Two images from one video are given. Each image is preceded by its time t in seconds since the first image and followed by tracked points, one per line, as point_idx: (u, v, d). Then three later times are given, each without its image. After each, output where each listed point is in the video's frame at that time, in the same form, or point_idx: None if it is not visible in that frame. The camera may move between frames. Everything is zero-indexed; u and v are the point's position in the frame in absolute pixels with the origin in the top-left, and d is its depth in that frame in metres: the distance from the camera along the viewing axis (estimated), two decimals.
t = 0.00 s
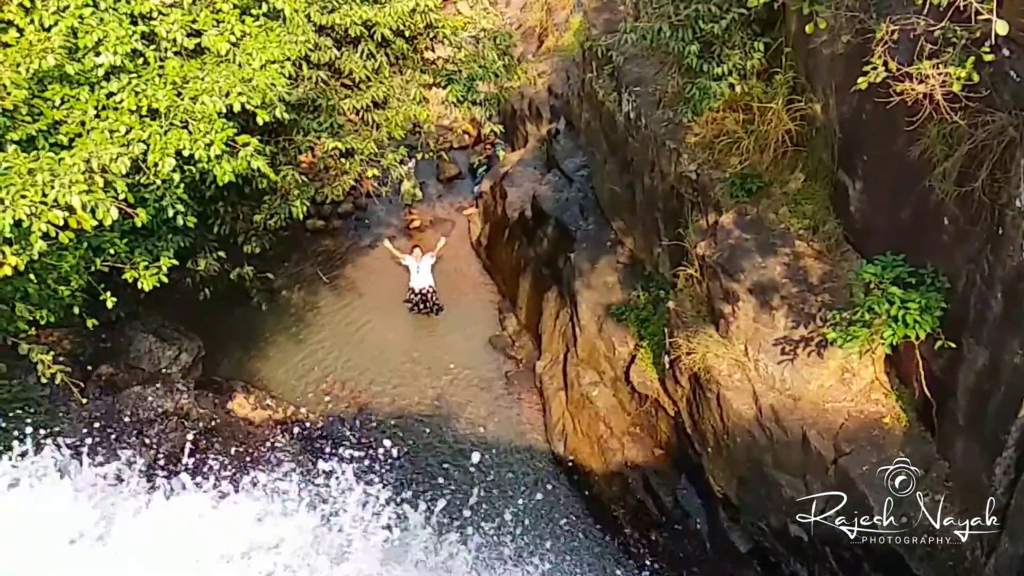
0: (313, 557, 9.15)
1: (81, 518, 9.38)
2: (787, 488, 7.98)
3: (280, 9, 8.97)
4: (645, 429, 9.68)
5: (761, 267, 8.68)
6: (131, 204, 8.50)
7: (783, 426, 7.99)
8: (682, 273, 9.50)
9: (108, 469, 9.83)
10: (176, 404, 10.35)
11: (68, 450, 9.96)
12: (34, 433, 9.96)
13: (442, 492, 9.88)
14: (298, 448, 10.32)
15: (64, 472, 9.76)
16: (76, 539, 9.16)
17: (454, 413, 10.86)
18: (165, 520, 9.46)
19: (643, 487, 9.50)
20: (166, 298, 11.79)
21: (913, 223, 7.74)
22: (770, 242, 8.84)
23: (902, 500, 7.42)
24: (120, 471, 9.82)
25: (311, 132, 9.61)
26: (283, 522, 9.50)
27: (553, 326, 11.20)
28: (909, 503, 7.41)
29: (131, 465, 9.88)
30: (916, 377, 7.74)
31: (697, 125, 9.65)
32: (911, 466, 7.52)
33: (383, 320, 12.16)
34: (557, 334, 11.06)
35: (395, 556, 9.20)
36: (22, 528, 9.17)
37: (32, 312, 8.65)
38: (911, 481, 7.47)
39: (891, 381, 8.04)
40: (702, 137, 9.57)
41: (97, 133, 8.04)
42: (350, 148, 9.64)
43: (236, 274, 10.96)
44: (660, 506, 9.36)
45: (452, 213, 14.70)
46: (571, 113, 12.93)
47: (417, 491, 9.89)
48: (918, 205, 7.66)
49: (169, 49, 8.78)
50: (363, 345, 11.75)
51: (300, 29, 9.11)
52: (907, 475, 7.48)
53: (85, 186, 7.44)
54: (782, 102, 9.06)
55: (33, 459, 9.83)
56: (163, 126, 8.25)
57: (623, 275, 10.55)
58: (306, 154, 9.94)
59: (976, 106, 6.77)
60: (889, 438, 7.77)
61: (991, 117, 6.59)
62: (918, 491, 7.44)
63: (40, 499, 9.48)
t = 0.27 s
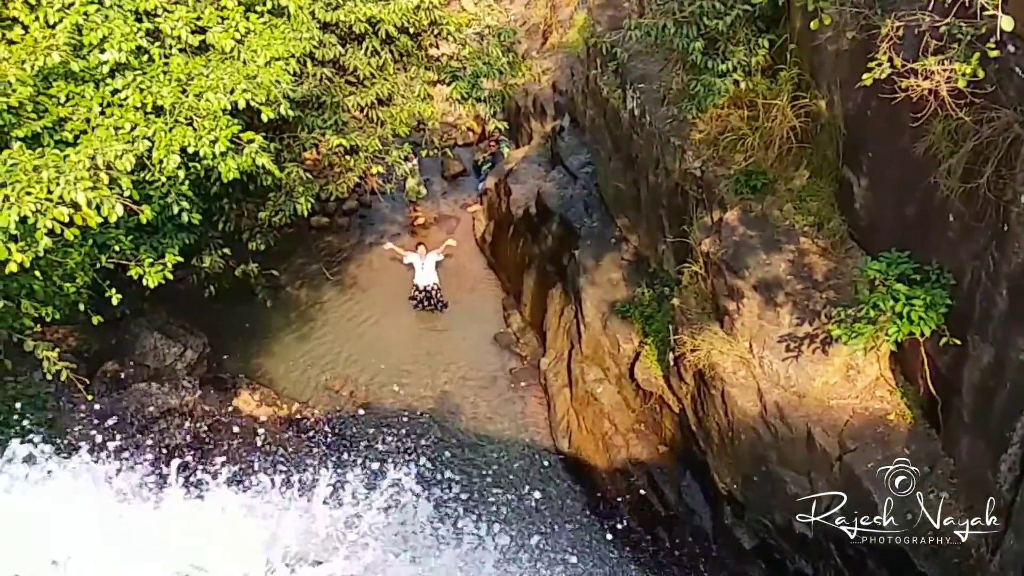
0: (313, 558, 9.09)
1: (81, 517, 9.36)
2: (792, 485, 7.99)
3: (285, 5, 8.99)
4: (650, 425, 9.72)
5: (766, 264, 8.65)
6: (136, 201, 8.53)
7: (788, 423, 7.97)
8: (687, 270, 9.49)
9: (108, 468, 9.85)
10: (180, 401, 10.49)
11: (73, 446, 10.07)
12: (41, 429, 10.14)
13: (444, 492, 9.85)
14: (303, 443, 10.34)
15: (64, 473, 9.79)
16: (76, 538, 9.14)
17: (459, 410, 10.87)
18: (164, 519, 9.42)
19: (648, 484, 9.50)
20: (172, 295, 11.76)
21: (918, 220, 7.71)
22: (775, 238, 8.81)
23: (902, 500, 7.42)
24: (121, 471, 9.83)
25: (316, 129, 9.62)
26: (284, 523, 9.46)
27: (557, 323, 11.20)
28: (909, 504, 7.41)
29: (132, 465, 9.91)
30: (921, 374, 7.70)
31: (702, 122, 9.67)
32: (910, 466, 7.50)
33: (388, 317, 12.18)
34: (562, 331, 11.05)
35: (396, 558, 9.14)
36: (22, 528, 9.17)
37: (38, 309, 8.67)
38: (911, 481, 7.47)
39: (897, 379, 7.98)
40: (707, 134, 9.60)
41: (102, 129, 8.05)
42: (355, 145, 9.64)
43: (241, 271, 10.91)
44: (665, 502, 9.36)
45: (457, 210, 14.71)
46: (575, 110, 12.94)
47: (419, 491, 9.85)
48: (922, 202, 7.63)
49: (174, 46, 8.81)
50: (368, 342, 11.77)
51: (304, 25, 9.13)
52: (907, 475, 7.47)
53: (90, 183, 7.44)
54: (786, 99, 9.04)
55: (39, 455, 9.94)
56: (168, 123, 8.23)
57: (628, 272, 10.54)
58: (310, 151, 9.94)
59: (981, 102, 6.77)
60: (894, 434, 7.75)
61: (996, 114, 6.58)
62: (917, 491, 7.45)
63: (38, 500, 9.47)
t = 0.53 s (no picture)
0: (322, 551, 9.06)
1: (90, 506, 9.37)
2: (803, 475, 7.99)
3: None
4: (661, 415, 9.74)
5: (778, 254, 8.64)
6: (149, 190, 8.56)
7: (800, 413, 7.96)
8: (699, 260, 9.48)
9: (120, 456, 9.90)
10: (193, 389, 10.46)
11: (88, 435, 10.10)
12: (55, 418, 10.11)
13: (453, 485, 9.84)
14: (314, 432, 10.38)
15: (76, 463, 9.83)
16: (86, 526, 9.18)
17: (470, 399, 10.89)
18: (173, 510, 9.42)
19: (659, 474, 9.52)
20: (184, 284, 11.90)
21: (931, 210, 7.67)
22: (787, 228, 8.77)
23: (902, 501, 7.43)
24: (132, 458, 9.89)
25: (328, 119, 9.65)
26: (293, 515, 9.44)
27: (569, 314, 11.22)
28: (911, 503, 7.41)
29: (143, 455, 9.96)
30: (933, 364, 7.67)
31: (715, 111, 9.63)
32: (911, 465, 7.45)
33: (400, 306, 12.22)
34: (573, 322, 11.06)
35: (405, 551, 9.13)
36: (30, 517, 9.20)
37: (52, 297, 8.69)
38: (911, 481, 7.43)
39: (909, 368, 7.94)
40: (719, 124, 9.55)
41: (116, 118, 8.06)
42: (367, 134, 9.67)
43: (255, 260, 10.93)
44: (675, 492, 9.37)
45: (469, 200, 14.74)
46: (587, 100, 12.95)
47: (429, 483, 9.84)
48: (936, 192, 7.59)
49: (187, 35, 8.77)
50: (379, 332, 11.80)
51: (316, 14, 9.12)
52: (907, 475, 7.43)
53: (103, 171, 7.44)
54: (799, 88, 9.02)
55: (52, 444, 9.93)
56: (182, 112, 8.26)
57: (640, 262, 10.55)
58: (322, 140, 9.97)
59: (996, 91, 6.73)
60: (907, 424, 7.68)
61: (1012, 104, 6.53)
62: (918, 491, 7.41)
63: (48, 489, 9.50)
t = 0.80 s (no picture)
0: (326, 544, 9.02)
1: (95, 496, 9.35)
2: (812, 471, 7.92)
3: None
4: (669, 410, 9.72)
5: (789, 250, 8.59)
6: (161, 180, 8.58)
7: (809, 410, 7.96)
8: (709, 256, 9.48)
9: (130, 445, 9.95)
10: (204, 379, 10.58)
11: (99, 424, 10.15)
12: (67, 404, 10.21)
13: (459, 478, 9.84)
14: (323, 423, 10.40)
15: (84, 451, 9.86)
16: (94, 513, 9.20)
17: (480, 392, 10.90)
18: (177, 502, 9.39)
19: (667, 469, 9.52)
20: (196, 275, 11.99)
21: (943, 208, 7.65)
22: (798, 224, 8.73)
23: (901, 500, 7.38)
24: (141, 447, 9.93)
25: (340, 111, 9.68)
26: (297, 509, 9.39)
27: (578, 309, 11.22)
28: (911, 504, 7.35)
29: (151, 446, 9.98)
30: (943, 361, 7.67)
31: (727, 107, 9.64)
32: (911, 466, 7.42)
33: (411, 299, 12.24)
34: (583, 316, 11.06)
35: (410, 543, 9.12)
36: (38, 505, 9.21)
37: (64, 286, 8.70)
38: (911, 481, 7.40)
39: (919, 366, 7.95)
40: (731, 119, 9.57)
41: (129, 108, 8.08)
42: (378, 127, 9.69)
43: (266, 251, 10.97)
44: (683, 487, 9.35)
45: (479, 193, 14.77)
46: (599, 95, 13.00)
47: (434, 479, 9.81)
48: (948, 189, 7.57)
49: (201, 26, 8.79)
50: (389, 324, 11.81)
51: (329, 6, 9.14)
52: (907, 475, 7.39)
53: (116, 161, 7.43)
54: (812, 84, 8.99)
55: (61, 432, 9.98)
56: (194, 102, 8.26)
57: (650, 257, 10.55)
58: (334, 132, 10.01)
59: (1010, 87, 6.70)
60: (917, 422, 7.69)
61: None
62: (918, 491, 7.37)
63: (54, 479, 9.49)
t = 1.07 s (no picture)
0: (329, 542, 8.99)
1: (103, 490, 9.40)
2: (821, 471, 7.93)
3: None
4: (678, 410, 9.82)
5: (799, 249, 8.58)
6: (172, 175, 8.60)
7: (818, 410, 7.90)
8: (719, 255, 9.46)
9: (138, 440, 9.99)
10: (213, 374, 10.64)
11: (108, 419, 10.18)
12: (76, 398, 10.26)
13: (465, 473, 9.87)
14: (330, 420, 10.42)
15: (93, 445, 9.88)
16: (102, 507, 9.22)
17: (488, 390, 10.91)
18: (183, 495, 9.43)
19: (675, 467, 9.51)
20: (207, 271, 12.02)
21: (955, 209, 7.62)
22: (809, 224, 8.71)
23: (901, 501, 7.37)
24: (150, 442, 9.97)
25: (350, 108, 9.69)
26: (301, 507, 9.38)
27: (588, 307, 11.23)
28: (911, 503, 7.33)
29: (159, 441, 10.02)
30: (953, 362, 7.62)
31: (738, 106, 9.63)
32: (910, 466, 7.38)
33: (420, 296, 12.26)
34: (592, 315, 11.06)
35: (416, 536, 9.14)
36: (46, 498, 9.23)
37: (75, 280, 8.70)
38: (911, 481, 7.36)
39: (928, 367, 7.92)
40: (742, 118, 9.56)
41: (140, 103, 8.09)
42: (389, 124, 9.67)
43: (275, 246, 10.94)
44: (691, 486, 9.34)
45: (490, 190, 14.80)
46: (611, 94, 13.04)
47: (440, 477, 9.80)
48: (960, 191, 7.54)
49: (213, 22, 8.82)
50: (398, 321, 11.82)
51: (340, 4, 9.16)
52: (906, 475, 7.36)
53: (127, 156, 7.41)
54: (824, 83, 8.99)
55: (70, 427, 10.02)
56: (205, 98, 8.26)
57: (659, 256, 10.55)
58: (345, 129, 10.03)
59: None
60: (927, 423, 7.64)
61: None
62: (918, 491, 7.32)
63: (61, 472, 9.53)
